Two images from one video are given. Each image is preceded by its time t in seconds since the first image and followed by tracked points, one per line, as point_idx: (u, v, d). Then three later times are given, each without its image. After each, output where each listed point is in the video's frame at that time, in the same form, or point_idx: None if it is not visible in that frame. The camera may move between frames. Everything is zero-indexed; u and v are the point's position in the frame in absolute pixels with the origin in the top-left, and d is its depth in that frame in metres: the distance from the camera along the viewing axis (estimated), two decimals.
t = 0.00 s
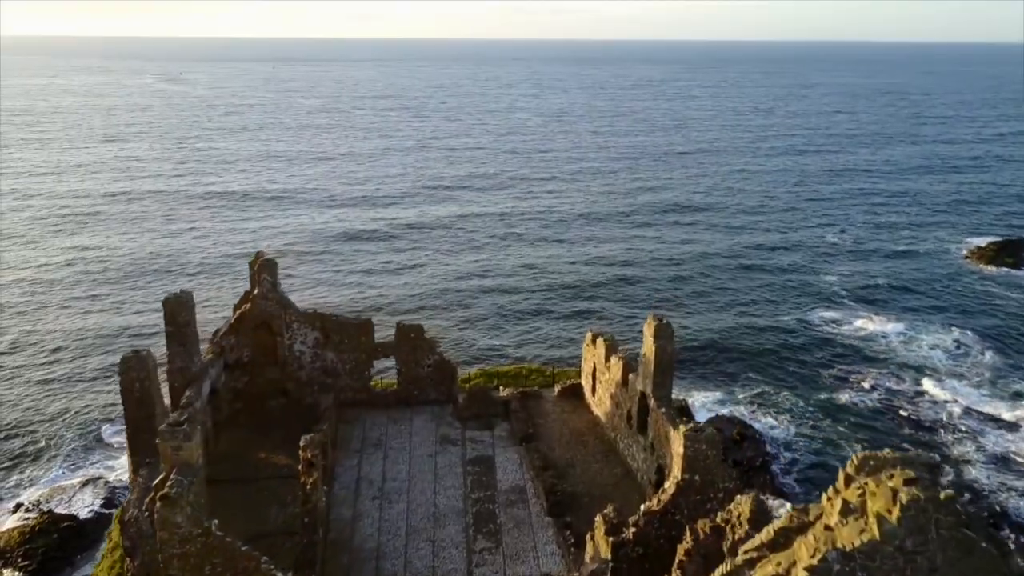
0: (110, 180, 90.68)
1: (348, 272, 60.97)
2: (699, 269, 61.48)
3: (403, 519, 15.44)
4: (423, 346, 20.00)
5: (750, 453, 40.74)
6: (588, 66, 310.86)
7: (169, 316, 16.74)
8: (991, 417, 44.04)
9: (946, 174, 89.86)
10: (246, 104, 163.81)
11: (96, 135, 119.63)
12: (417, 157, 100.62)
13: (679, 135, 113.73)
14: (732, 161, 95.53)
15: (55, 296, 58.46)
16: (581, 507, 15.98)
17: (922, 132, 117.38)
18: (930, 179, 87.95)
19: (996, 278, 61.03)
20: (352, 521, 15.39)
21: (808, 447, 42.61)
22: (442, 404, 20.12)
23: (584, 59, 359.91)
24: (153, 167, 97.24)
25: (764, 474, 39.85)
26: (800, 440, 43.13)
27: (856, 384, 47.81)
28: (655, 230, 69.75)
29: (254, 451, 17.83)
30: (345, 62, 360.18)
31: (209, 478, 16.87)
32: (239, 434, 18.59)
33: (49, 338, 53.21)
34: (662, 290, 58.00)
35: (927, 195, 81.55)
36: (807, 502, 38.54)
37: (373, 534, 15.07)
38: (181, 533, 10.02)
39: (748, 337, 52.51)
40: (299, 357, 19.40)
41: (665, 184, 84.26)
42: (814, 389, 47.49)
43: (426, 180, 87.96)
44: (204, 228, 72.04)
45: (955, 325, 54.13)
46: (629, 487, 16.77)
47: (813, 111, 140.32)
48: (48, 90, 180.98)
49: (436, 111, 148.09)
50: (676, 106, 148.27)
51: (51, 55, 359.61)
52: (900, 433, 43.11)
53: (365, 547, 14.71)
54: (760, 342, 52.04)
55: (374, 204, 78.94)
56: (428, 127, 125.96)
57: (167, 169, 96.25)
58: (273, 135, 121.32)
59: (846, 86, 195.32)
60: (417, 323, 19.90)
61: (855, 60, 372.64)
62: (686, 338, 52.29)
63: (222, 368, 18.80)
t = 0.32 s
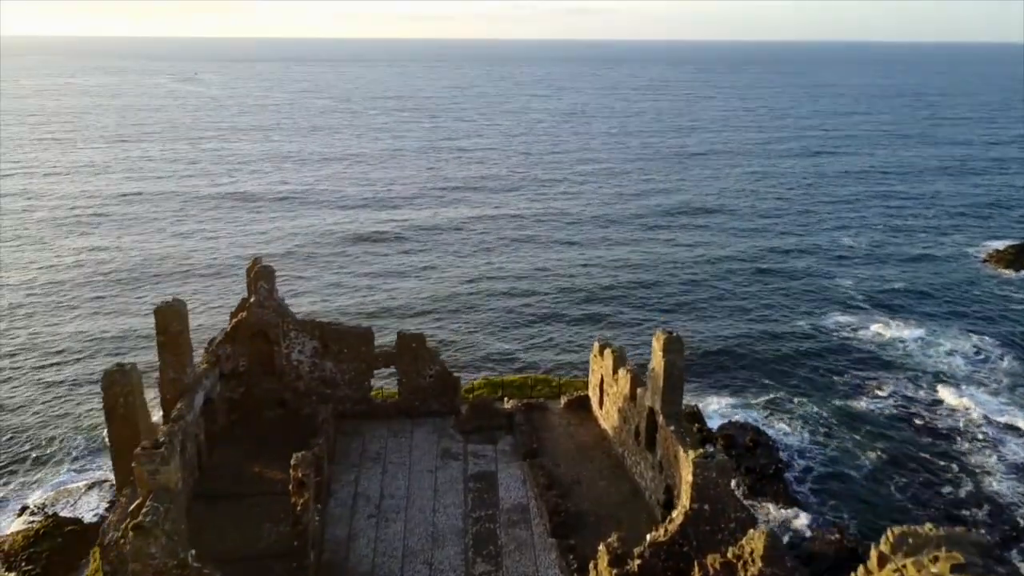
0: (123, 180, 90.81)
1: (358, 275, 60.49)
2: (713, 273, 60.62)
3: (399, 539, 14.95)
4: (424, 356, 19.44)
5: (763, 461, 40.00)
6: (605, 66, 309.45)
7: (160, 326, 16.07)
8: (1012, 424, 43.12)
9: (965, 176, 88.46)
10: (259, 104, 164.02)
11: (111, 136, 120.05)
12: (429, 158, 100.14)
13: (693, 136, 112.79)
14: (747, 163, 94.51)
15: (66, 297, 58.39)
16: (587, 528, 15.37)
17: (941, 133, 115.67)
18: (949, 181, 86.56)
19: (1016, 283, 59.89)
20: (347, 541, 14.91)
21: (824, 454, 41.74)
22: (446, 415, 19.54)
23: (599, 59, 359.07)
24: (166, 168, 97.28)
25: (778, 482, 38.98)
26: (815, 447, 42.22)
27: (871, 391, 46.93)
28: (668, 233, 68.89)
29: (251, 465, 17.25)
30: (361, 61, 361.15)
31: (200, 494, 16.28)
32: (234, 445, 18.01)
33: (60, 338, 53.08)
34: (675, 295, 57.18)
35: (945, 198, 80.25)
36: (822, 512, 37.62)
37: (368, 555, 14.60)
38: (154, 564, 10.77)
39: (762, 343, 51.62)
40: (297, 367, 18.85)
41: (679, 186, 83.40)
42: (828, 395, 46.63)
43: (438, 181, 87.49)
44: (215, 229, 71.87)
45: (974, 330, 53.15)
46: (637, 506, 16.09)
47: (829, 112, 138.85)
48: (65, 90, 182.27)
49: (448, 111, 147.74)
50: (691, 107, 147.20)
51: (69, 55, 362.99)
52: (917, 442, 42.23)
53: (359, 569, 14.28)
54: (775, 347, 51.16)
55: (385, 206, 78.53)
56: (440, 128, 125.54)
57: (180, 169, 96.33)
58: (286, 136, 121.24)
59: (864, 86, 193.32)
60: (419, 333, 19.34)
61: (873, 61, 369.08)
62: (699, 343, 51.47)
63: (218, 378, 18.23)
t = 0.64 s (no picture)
0: (137, 180, 90.90)
1: (369, 277, 59.99)
2: (727, 277, 59.72)
3: (396, 562, 15.46)
4: (427, 368, 19.61)
5: (776, 469, 39.28)
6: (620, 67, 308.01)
7: (150, 335, 15.85)
8: None
9: (985, 179, 86.96)
10: (272, 104, 163.98)
11: (126, 136, 120.47)
12: (442, 160, 99.56)
13: (709, 137, 111.69)
14: (763, 164, 93.39)
15: (77, 297, 58.28)
16: (590, 551, 15.75)
17: (960, 135, 113.86)
18: (969, 184, 85.11)
19: None
20: (342, 563, 15.45)
21: (839, 463, 40.83)
22: (446, 427, 19.84)
23: (613, 60, 357.91)
24: (179, 169, 97.21)
25: (792, 491, 38.11)
26: (830, 456, 41.31)
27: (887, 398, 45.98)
28: (682, 235, 68.01)
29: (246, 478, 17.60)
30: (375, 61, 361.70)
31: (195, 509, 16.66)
32: (227, 455, 18.16)
33: (70, 339, 52.89)
34: (689, 299, 56.32)
35: (965, 201, 78.83)
36: (838, 522, 36.69)
37: None
38: None
39: (777, 349, 50.72)
40: (295, 377, 19.08)
41: (693, 188, 82.49)
42: (843, 401, 45.77)
43: (451, 182, 86.91)
44: (226, 231, 71.57)
45: (994, 336, 51.98)
46: (645, 527, 16.26)
47: (846, 113, 137.23)
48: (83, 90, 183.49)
49: (461, 112, 147.25)
50: (706, 108, 146.03)
51: (87, 56, 366.22)
52: (933, 450, 41.38)
53: None
54: (789, 353, 50.25)
55: (397, 208, 78.02)
56: (453, 129, 124.99)
57: (194, 170, 96.36)
58: (299, 136, 121.09)
59: (882, 86, 191.33)
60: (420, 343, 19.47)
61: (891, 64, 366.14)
62: (714, 347, 50.60)
63: (214, 388, 18.42)
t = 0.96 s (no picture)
0: (149, 181, 90.92)
1: (379, 280, 59.46)
2: (743, 282, 58.74)
3: None
4: (428, 379, 20.01)
5: (790, 477, 38.37)
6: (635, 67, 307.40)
7: (141, 347, 16.40)
8: None
9: (1006, 182, 85.48)
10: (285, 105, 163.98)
11: (140, 136, 120.98)
12: (454, 161, 99.13)
13: (724, 139, 110.70)
14: (779, 166, 92.37)
15: (87, 298, 58.15)
16: None
17: (980, 137, 112.12)
18: (989, 186, 83.70)
19: None
20: None
21: (854, 470, 39.95)
22: (448, 440, 20.30)
23: (626, 60, 356.08)
24: (190, 169, 97.23)
25: (806, 500, 37.20)
26: (845, 463, 40.44)
27: (902, 404, 45.09)
28: (696, 239, 67.09)
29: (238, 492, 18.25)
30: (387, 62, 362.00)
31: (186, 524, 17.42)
32: (222, 468, 18.92)
33: (78, 340, 52.67)
34: (703, 304, 55.40)
35: (985, 204, 77.50)
36: (854, 534, 35.79)
37: None
38: None
39: (792, 355, 49.73)
40: (292, 389, 19.59)
41: (707, 190, 81.61)
42: (857, 407, 44.87)
43: (463, 184, 86.46)
44: (236, 233, 71.36)
45: (1014, 341, 50.94)
46: (651, 548, 16.74)
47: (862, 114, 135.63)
48: (101, 90, 185.06)
49: (473, 112, 146.75)
50: (721, 108, 145.02)
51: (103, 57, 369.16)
52: (950, 458, 40.47)
53: None
54: (805, 360, 49.22)
55: (407, 209, 77.59)
56: (465, 130, 124.45)
57: (207, 171, 96.39)
58: (311, 137, 120.99)
59: (900, 87, 189.69)
60: (419, 353, 19.78)
61: (908, 65, 363.17)
62: (727, 353, 49.71)
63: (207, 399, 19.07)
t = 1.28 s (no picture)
0: (162, 181, 91.01)
1: (388, 283, 58.93)
2: (756, 287, 57.77)
3: None
4: (427, 393, 20.18)
5: (803, 485, 37.52)
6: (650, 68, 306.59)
7: (128, 359, 16.36)
8: None
9: None
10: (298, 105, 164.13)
11: (153, 136, 121.32)
12: (466, 162, 98.66)
13: (739, 140, 109.70)
14: (794, 168, 91.28)
15: (97, 298, 58.09)
16: None
17: (999, 139, 110.43)
18: (1009, 190, 82.26)
19: None
20: None
21: (868, 479, 39.09)
22: (447, 454, 20.52)
23: (639, 61, 355.17)
24: (204, 170, 97.33)
25: (820, 509, 36.41)
26: (859, 471, 39.56)
27: (918, 412, 44.15)
28: (709, 242, 66.17)
29: (229, 507, 18.47)
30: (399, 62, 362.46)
31: (174, 541, 17.56)
32: (214, 482, 19.23)
33: (86, 340, 52.50)
34: (716, 309, 54.47)
35: (1005, 207, 76.17)
36: (869, 545, 34.93)
37: None
38: None
39: (806, 362, 48.76)
40: (287, 400, 19.88)
41: (721, 192, 80.76)
42: (872, 414, 43.97)
43: (475, 186, 85.94)
44: (247, 234, 71.17)
45: None
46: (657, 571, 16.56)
47: (879, 116, 134.09)
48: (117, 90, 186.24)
49: (486, 113, 146.31)
50: (735, 110, 143.97)
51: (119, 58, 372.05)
52: (967, 468, 39.53)
53: None
54: (820, 367, 48.21)
55: (419, 211, 77.19)
56: (477, 131, 124.04)
57: (219, 171, 96.42)
58: (324, 138, 120.94)
59: (916, 88, 188.06)
60: (418, 364, 19.97)
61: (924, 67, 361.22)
62: (740, 359, 48.77)
63: (200, 412, 19.43)
